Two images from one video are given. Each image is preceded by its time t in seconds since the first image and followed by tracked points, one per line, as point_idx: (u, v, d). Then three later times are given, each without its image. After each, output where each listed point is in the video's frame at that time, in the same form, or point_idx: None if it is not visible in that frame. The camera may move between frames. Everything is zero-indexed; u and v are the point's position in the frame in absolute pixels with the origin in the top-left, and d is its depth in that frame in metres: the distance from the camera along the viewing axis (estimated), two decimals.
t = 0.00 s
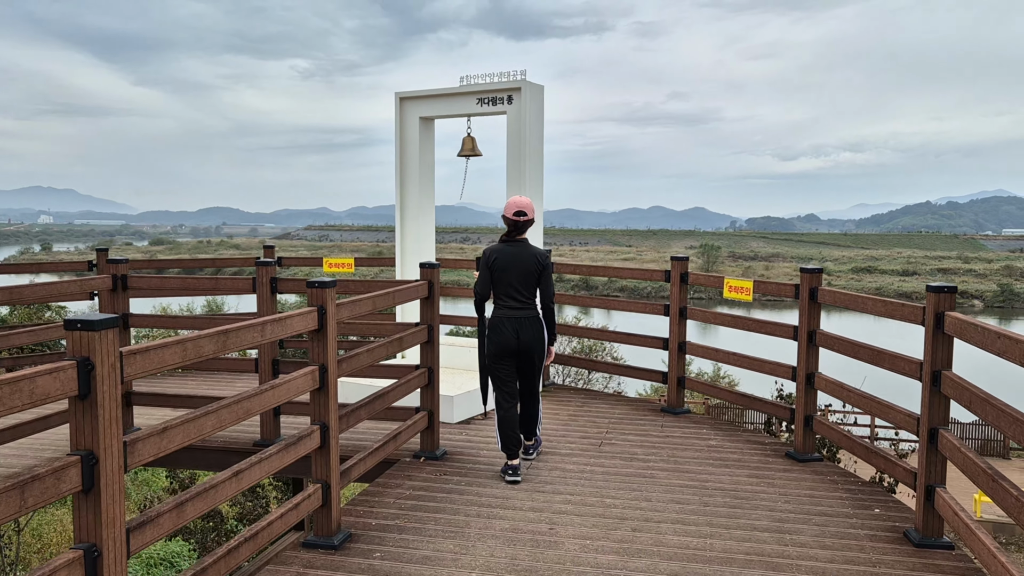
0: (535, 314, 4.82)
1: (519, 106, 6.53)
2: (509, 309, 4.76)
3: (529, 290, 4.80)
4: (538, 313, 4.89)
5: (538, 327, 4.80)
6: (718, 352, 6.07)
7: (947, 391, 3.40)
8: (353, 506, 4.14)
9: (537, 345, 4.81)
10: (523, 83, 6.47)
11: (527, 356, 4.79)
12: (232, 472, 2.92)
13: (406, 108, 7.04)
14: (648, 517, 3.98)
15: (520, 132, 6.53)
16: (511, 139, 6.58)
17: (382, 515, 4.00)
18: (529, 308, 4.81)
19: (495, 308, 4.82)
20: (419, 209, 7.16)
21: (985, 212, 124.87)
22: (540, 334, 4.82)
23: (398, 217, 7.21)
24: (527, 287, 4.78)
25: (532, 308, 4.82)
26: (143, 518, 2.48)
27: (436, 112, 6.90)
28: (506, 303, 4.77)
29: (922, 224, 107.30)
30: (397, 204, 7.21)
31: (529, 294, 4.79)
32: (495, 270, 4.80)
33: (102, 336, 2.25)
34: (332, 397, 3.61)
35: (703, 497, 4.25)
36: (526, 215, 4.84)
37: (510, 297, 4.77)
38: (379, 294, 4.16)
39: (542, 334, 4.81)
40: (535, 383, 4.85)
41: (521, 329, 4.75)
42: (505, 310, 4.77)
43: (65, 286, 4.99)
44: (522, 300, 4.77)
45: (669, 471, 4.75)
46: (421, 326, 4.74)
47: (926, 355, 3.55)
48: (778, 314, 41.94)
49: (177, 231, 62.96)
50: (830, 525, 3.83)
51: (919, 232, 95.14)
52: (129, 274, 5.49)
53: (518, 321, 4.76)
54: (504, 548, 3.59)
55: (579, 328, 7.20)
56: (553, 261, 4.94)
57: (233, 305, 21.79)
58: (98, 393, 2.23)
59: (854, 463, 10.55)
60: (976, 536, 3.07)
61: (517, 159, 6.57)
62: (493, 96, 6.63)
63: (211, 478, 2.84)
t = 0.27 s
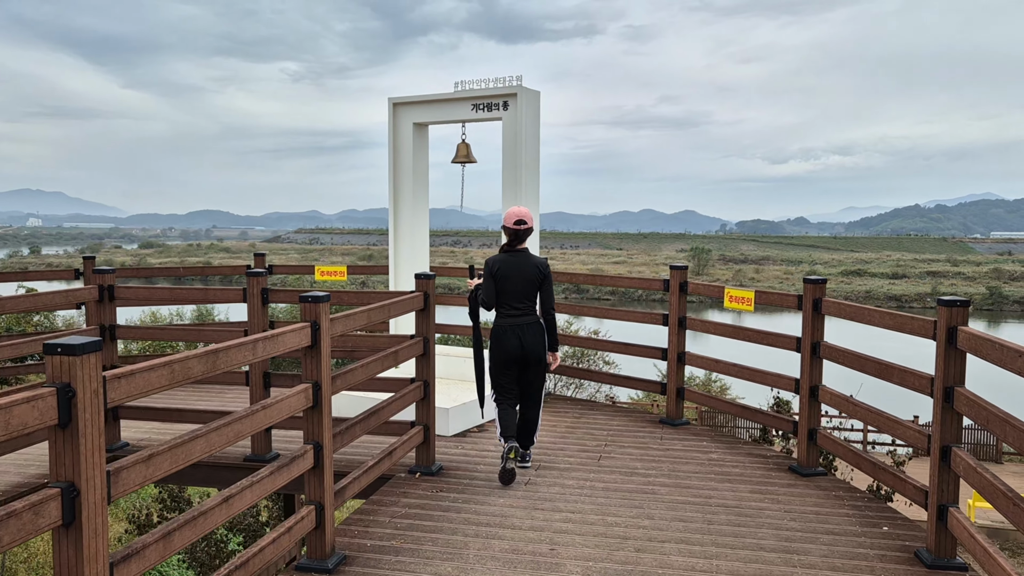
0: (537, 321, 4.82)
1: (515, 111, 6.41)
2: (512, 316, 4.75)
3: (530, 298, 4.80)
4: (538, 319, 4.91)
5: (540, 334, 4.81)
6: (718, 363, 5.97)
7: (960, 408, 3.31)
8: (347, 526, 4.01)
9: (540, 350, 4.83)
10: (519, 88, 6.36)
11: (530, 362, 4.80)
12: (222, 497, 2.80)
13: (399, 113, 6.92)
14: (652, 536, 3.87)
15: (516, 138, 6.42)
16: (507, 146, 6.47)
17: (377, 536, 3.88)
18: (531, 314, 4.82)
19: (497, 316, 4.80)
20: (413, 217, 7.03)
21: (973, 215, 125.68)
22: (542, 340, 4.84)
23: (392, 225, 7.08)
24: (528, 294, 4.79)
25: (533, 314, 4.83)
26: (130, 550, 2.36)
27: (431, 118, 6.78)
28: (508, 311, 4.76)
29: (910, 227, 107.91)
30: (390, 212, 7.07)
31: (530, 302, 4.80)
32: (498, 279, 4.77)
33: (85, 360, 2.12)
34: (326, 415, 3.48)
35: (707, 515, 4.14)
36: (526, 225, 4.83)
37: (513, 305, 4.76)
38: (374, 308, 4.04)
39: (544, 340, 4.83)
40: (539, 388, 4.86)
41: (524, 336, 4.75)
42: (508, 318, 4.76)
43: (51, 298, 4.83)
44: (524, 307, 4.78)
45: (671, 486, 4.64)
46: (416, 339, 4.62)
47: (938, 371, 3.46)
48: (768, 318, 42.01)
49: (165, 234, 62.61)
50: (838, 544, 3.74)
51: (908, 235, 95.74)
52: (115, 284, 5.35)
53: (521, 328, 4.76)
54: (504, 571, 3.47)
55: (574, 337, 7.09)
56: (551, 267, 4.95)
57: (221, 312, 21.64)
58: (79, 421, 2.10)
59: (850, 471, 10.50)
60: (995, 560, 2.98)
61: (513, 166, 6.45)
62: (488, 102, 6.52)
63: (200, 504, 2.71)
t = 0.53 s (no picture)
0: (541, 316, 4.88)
1: (519, 109, 6.29)
2: (517, 312, 4.80)
3: (534, 294, 4.85)
4: (540, 315, 4.97)
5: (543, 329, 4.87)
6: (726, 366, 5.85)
7: (988, 414, 3.21)
8: (352, 536, 3.88)
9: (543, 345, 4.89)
10: (522, 86, 6.24)
11: (534, 357, 4.86)
12: (226, 510, 2.67)
13: (400, 112, 6.79)
14: (667, 545, 3.75)
15: (520, 137, 6.30)
16: (511, 144, 6.35)
17: (383, 546, 3.75)
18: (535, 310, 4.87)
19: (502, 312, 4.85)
20: (414, 218, 6.90)
21: (964, 215, 126.07)
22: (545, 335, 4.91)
23: (392, 226, 6.95)
24: (532, 291, 4.84)
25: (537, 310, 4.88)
26: (130, 567, 2.22)
27: (432, 117, 6.65)
28: (513, 307, 4.81)
29: (902, 227, 108.36)
30: (390, 212, 6.95)
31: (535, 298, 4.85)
32: (504, 276, 4.80)
33: (82, 369, 1.99)
34: (332, 422, 3.35)
35: (723, 523, 4.03)
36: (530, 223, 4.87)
37: (517, 302, 4.81)
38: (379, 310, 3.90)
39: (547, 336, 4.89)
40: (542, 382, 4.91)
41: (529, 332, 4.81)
42: (513, 313, 4.81)
43: (44, 300, 4.68)
44: (529, 303, 4.83)
45: (684, 493, 4.52)
46: (421, 342, 4.49)
47: (964, 375, 3.36)
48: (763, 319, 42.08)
49: (158, 235, 62.26)
50: (859, 553, 3.63)
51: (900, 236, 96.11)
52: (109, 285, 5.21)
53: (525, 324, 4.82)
54: None
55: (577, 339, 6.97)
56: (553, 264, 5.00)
57: (215, 314, 21.48)
58: (77, 434, 1.97)
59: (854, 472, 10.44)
60: None
61: (516, 166, 6.33)
62: (491, 100, 6.40)
63: (203, 517, 2.59)
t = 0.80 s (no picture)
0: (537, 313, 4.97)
1: (525, 105, 6.16)
2: (516, 309, 4.88)
3: (531, 292, 4.95)
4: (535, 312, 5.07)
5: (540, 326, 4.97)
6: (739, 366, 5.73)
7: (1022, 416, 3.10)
8: (361, 544, 3.75)
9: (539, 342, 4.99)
10: (529, 80, 6.10)
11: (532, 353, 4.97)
12: (234, 522, 2.53)
13: (403, 108, 6.66)
14: (688, 553, 3.63)
15: (526, 133, 6.17)
16: (517, 141, 6.21)
17: (394, 556, 3.61)
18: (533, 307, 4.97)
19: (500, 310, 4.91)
20: (418, 217, 6.77)
21: (958, 214, 126.14)
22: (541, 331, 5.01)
23: (395, 225, 6.81)
24: (530, 288, 4.93)
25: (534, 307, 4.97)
26: None
27: (436, 113, 6.52)
28: (512, 306, 4.88)
29: (896, 226, 108.64)
30: (394, 211, 6.81)
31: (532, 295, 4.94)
32: (502, 274, 4.86)
33: (84, 375, 1.85)
34: (342, 427, 3.22)
35: (743, 529, 3.91)
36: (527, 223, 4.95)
37: (516, 299, 4.88)
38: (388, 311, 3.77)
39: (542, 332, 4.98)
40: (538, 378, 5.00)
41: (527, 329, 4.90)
42: (512, 311, 4.88)
43: (40, 300, 4.54)
44: (526, 301, 4.91)
45: (700, 497, 4.40)
46: (430, 343, 4.36)
47: (996, 377, 3.26)
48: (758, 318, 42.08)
49: (152, 235, 62.00)
50: (886, 560, 3.51)
51: (894, 234, 96.30)
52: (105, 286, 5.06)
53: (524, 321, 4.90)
54: None
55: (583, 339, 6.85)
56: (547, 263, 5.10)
57: (210, 315, 21.28)
58: (78, 445, 1.83)
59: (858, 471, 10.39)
60: None
61: (522, 163, 6.20)
62: (496, 95, 6.26)
63: (210, 531, 2.45)
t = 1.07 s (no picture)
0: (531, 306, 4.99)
1: (529, 102, 6.02)
2: (510, 304, 4.88)
3: (525, 287, 4.96)
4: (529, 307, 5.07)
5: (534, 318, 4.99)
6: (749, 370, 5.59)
7: None
8: (364, 558, 3.61)
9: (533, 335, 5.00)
10: (533, 77, 5.96)
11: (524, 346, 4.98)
12: (233, 539, 2.40)
13: (403, 106, 6.51)
14: (704, 566, 3.49)
15: (530, 131, 6.02)
16: (521, 139, 6.07)
17: (399, 570, 3.48)
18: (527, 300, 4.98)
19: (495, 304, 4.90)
20: (419, 217, 6.62)
21: (955, 213, 126.42)
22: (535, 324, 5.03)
23: (395, 225, 6.66)
24: (523, 281, 4.94)
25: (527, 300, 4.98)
26: None
27: (438, 111, 6.38)
28: (507, 300, 4.88)
29: (892, 225, 108.75)
30: (394, 211, 6.65)
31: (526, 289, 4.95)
32: (496, 269, 4.85)
33: (71, 391, 1.71)
34: (345, 437, 3.08)
35: (759, 540, 3.78)
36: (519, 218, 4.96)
37: (510, 293, 4.88)
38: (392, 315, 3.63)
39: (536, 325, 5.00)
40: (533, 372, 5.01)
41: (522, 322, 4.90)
42: (506, 305, 4.87)
43: (31, 305, 4.36)
44: (520, 295, 4.92)
45: (713, 506, 4.27)
46: (434, 348, 4.21)
47: None
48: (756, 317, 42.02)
49: (147, 234, 61.65)
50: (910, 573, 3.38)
51: (890, 233, 96.42)
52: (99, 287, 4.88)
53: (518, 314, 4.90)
54: None
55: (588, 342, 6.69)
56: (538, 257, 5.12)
57: (206, 316, 21.10)
58: (63, 468, 1.69)
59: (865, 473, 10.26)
60: None
61: (526, 161, 6.07)
62: (499, 92, 6.12)
63: (208, 551, 2.32)
